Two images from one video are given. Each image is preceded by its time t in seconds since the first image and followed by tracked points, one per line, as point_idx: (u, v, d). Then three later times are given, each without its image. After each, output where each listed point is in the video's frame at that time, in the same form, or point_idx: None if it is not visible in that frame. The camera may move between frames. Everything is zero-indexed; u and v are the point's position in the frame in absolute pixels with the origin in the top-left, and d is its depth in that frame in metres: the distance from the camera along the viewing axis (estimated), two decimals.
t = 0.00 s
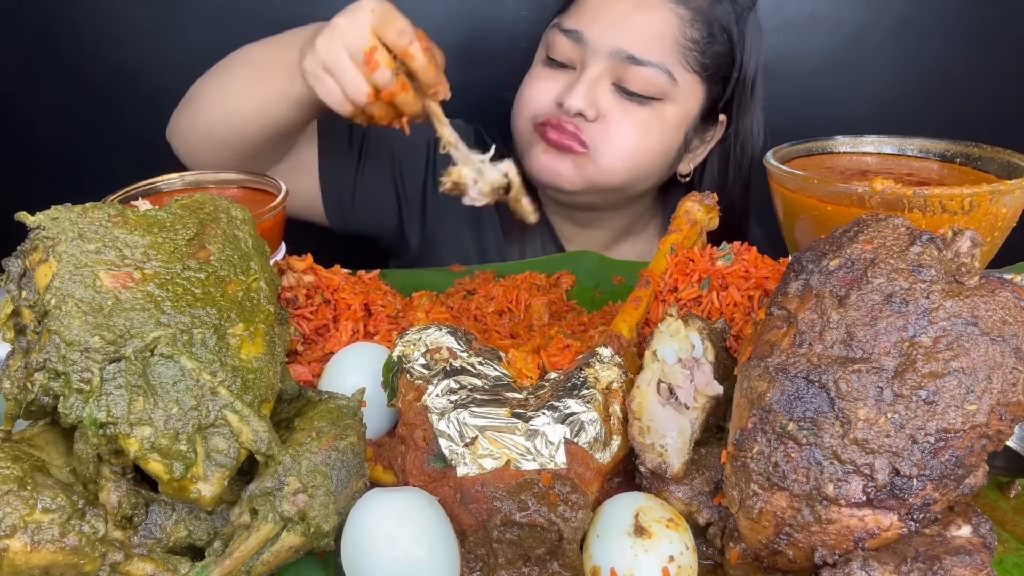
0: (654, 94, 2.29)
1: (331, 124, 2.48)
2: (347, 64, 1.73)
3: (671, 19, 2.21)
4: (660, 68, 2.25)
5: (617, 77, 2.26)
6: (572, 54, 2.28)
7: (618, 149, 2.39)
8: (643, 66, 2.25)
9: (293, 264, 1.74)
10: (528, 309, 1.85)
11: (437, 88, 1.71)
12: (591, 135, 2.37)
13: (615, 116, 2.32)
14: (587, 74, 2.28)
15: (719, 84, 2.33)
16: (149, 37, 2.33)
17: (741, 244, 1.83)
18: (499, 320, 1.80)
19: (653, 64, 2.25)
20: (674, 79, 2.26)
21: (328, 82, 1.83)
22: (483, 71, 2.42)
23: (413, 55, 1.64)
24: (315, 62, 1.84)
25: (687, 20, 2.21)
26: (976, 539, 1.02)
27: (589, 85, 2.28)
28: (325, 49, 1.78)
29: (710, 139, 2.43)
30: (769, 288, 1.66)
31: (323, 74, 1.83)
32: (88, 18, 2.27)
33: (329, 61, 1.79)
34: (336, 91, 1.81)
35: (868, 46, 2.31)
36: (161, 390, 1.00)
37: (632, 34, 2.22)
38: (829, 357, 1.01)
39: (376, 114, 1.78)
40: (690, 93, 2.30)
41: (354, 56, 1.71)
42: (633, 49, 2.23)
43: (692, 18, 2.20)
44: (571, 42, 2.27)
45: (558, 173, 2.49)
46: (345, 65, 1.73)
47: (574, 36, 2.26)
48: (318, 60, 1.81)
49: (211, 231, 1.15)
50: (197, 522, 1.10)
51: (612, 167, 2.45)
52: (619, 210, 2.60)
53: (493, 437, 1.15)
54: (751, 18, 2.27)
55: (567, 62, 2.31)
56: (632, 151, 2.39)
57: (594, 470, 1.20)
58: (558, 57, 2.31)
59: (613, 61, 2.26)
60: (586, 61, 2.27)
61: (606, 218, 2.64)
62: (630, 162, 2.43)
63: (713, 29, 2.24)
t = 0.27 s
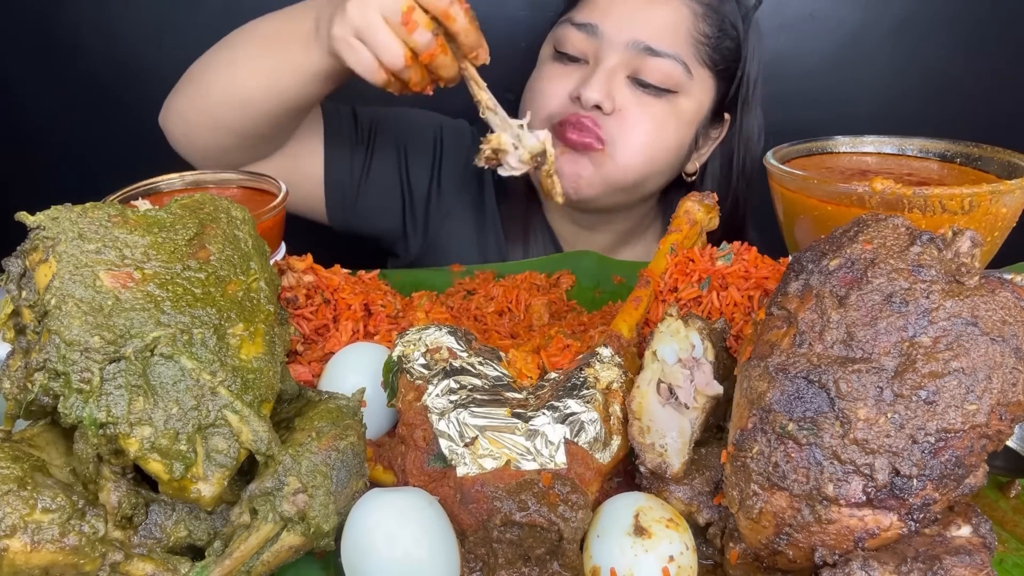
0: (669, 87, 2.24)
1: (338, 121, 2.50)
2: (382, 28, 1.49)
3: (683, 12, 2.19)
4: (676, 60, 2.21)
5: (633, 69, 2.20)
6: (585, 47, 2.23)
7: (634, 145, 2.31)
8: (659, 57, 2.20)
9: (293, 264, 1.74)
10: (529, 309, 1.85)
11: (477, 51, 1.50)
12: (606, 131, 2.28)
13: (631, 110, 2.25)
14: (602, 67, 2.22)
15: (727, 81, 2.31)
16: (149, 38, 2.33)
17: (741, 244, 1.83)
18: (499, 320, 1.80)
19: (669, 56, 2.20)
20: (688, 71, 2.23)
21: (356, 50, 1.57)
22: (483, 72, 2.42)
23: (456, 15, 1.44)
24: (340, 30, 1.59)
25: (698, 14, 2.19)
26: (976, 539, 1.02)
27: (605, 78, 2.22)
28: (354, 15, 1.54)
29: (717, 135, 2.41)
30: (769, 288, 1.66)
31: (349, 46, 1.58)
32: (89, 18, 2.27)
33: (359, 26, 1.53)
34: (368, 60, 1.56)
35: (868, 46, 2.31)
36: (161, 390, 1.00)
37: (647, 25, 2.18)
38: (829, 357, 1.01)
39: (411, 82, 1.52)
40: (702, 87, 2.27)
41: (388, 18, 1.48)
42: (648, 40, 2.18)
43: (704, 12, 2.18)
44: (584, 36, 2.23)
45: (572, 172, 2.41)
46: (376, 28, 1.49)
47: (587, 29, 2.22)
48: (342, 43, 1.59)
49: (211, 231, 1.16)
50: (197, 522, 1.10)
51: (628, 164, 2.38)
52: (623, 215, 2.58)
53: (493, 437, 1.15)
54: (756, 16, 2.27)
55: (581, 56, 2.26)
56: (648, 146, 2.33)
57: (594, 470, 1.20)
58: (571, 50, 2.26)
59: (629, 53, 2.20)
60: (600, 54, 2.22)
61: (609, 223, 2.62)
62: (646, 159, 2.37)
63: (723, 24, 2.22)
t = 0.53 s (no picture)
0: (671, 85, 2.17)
1: (335, 123, 2.50)
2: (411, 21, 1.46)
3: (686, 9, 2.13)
4: (678, 58, 2.14)
5: (635, 66, 2.12)
6: (586, 45, 2.15)
7: (634, 145, 2.23)
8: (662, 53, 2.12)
9: (293, 264, 1.74)
10: (528, 309, 1.85)
11: (507, 41, 1.45)
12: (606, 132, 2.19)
13: (631, 110, 2.15)
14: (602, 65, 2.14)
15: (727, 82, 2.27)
16: (150, 38, 2.33)
17: (741, 244, 1.83)
18: (499, 320, 1.80)
19: (671, 52, 2.13)
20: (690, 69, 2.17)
21: (384, 44, 1.55)
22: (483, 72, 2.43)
23: (489, 6, 1.37)
24: (367, 25, 1.57)
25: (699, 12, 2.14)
26: (976, 539, 1.02)
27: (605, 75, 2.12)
28: (383, 11, 1.51)
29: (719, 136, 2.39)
30: (769, 288, 1.66)
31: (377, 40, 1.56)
32: (89, 18, 2.27)
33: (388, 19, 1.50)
34: (396, 53, 1.53)
35: (868, 46, 2.31)
36: (161, 390, 1.00)
37: (649, 21, 2.11)
38: (829, 356, 1.01)
39: (440, 74, 1.49)
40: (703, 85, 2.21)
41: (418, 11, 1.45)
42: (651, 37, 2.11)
43: (705, 12, 2.14)
44: (584, 33, 2.15)
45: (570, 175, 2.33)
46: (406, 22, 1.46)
47: (588, 27, 2.14)
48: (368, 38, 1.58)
49: (211, 231, 1.16)
50: (197, 522, 1.10)
51: (627, 166, 2.29)
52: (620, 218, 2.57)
53: (493, 437, 1.15)
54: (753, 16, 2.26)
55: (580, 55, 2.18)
56: (649, 147, 2.25)
57: (594, 470, 1.20)
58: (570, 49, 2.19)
59: (631, 50, 2.12)
60: (601, 51, 2.13)
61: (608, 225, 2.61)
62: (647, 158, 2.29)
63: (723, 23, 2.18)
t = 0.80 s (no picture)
0: (677, 74, 2.11)
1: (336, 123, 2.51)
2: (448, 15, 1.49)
3: None
4: (684, 46, 2.08)
5: (641, 54, 2.06)
6: (592, 34, 2.10)
7: (640, 137, 2.15)
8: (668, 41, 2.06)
9: (293, 264, 1.74)
10: (529, 309, 1.85)
11: (535, 30, 1.49)
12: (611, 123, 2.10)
13: (638, 98, 2.07)
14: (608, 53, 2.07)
15: (727, 77, 2.24)
16: (150, 38, 2.33)
17: (741, 244, 1.83)
18: (499, 320, 1.80)
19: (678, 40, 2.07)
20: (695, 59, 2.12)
21: (416, 40, 1.57)
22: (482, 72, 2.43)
23: None
24: (399, 22, 1.60)
25: (701, 6, 2.11)
26: (976, 538, 1.02)
27: (612, 62, 2.05)
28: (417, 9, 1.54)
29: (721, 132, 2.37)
30: (769, 288, 1.66)
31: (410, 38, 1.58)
32: (89, 17, 2.27)
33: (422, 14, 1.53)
34: (429, 48, 1.55)
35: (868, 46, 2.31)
36: (161, 390, 1.00)
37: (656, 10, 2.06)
38: (829, 356, 1.01)
39: (473, 66, 1.53)
40: (708, 77, 2.17)
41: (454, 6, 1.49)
42: (657, 23, 2.05)
43: (707, 4, 2.11)
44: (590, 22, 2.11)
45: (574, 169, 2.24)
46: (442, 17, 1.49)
47: (594, 15, 2.10)
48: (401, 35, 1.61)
49: (211, 231, 1.15)
50: (197, 522, 1.10)
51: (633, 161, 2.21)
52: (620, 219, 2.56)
53: (493, 437, 1.15)
54: (751, 16, 2.26)
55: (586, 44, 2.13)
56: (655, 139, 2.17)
57: (594, 470, 1.20)
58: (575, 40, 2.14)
59: (637, 38, 2.06)
60: (606, 39, 2.08)
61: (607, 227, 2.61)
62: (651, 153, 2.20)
63: (725, 19, 2.15)
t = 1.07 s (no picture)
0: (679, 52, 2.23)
1: (335, 129, 2.52)
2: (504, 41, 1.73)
3: None
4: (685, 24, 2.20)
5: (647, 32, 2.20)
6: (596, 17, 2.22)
7: (645, 117, 2.29)
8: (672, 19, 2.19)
9: (293, 264, 1.74)
10: (529, 309, 1.85)
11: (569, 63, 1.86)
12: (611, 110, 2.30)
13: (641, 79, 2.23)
14: (615, 33, 2.20)
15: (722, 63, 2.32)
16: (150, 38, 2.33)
17: (741, 244, 1.82)
18: (499, 320, 1.80)
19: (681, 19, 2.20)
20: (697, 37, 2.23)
21: (474, 63, 1.82)
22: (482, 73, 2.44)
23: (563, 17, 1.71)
24: (455, 47, 1.80)
25: None
26: (976, 539, 1.02)
27: (619, 44, 2.20)
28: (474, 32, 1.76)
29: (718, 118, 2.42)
30: (769, 288, 1.66)
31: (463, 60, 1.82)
32: (90, 17, 2.28)
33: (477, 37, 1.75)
34: (484, 69, 1.82)
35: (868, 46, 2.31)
36: (161, 390, 1.00)
37: None
38: (829, 357, 1.01)
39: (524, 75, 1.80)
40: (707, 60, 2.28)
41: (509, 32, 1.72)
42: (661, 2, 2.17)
43: None
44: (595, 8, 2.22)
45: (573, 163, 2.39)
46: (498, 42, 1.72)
47: None
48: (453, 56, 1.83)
49: (211, 231, 1.16)
50: (197, 522, 1.10)
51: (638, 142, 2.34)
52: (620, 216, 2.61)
53: (493, 437, 1.15)
54: (747, 12, 2.28)
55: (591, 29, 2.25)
56: (658, 119, 2.30)
57: (594, 470, 1.20)
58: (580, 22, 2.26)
59: (641, 18, 2.20)
60: (612, 19, 2.20)
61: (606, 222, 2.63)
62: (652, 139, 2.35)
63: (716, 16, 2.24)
